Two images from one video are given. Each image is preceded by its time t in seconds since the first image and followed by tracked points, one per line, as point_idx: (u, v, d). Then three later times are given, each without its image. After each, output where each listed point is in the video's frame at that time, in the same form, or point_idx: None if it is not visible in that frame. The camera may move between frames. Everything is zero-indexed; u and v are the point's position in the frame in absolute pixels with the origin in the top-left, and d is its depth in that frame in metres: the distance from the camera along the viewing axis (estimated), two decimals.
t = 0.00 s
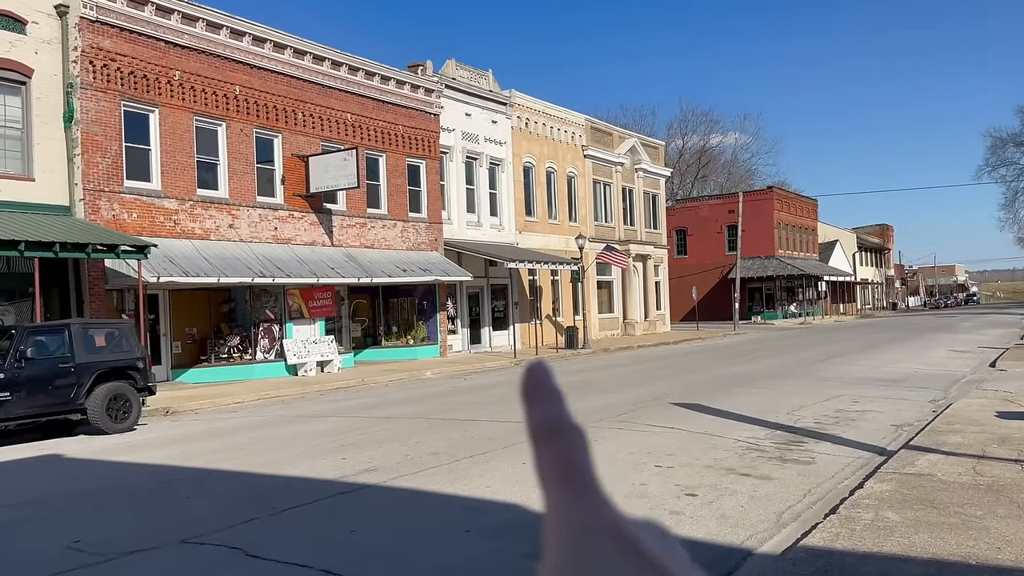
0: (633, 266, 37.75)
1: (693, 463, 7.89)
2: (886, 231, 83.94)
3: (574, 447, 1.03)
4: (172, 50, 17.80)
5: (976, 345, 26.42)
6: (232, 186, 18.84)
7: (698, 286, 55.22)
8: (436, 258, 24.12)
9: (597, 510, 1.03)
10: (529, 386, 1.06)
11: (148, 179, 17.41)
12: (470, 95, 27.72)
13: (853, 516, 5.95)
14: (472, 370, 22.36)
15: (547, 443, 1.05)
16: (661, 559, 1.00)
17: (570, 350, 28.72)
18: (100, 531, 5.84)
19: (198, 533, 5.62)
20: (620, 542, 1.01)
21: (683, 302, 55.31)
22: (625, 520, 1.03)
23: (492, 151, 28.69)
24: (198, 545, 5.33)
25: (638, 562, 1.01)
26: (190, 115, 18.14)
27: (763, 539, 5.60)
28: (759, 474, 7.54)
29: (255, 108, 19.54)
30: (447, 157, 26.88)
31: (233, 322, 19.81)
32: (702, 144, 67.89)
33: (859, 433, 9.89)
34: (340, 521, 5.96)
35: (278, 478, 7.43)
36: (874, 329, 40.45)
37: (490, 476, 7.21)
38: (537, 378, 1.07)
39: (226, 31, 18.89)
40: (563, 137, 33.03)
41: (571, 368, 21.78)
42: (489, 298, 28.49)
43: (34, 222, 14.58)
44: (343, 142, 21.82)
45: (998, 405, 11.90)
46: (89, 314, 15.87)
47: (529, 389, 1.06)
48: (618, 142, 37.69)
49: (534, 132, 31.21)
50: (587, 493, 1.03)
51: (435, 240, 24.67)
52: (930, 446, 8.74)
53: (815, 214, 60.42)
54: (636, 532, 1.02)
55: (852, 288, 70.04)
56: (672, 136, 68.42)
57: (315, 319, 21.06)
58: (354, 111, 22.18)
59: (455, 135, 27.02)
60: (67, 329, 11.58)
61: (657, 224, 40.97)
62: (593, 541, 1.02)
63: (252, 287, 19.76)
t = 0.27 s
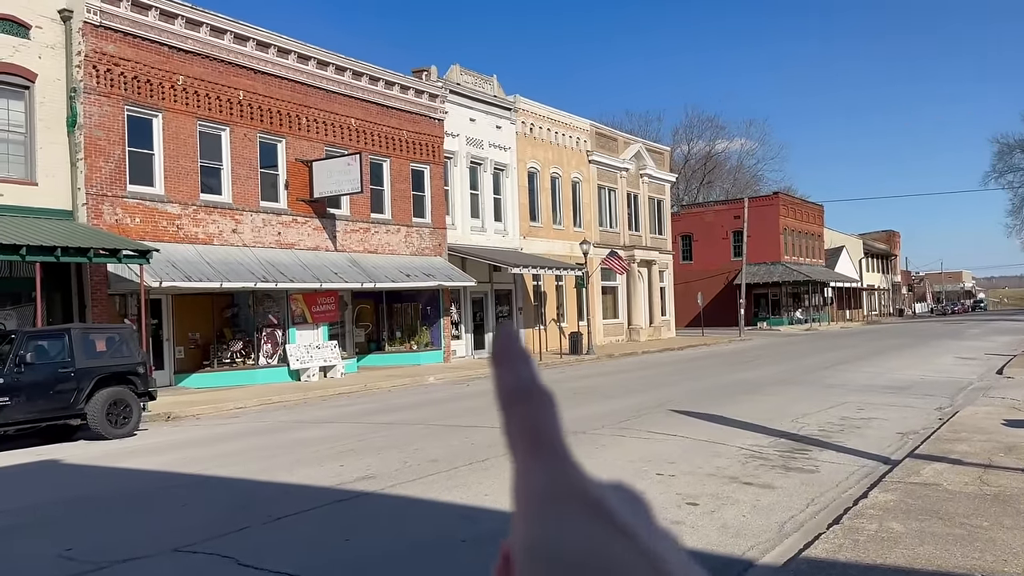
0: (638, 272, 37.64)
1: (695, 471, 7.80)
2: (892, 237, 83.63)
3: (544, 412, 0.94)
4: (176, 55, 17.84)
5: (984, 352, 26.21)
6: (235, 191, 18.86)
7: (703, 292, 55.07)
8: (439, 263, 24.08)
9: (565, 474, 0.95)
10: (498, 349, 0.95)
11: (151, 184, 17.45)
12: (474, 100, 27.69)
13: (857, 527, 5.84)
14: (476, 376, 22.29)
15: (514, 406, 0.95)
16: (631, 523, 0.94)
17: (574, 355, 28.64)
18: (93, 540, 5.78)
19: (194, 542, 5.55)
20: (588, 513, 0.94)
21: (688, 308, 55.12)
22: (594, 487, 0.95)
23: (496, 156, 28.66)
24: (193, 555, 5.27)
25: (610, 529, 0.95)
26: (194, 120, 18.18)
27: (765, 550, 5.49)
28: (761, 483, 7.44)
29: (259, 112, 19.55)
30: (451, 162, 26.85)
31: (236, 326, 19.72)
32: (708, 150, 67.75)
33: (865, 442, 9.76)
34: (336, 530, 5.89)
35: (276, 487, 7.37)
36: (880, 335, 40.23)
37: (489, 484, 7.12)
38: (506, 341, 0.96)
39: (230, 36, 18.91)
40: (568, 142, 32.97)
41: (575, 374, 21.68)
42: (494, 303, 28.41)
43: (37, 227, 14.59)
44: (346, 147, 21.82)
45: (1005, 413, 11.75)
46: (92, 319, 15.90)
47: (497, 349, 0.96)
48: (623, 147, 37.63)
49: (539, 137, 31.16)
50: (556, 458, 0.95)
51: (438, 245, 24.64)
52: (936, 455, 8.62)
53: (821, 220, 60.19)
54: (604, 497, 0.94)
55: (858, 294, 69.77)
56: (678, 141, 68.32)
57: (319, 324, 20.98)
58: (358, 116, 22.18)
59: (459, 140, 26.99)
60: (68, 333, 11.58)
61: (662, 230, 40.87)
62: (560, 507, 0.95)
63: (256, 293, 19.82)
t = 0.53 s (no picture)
0: (638, 276, 37.55)
1: (693, 477, 7.72)
2: (893, 242, 83.51)
3: (545, 465, 1.14)
4: (173, 58, 17.84)
5: (985, 357, 26.08)
6: (233, 195, 18.81)
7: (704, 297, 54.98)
8: (439, 267, 24.00)
9: (556, 516, 1.14)
10: (497, 401, 1.16)
11: (148, 187, 17.42)
12: (474, 104, 27.66)
13: (856, 534, 5.76)
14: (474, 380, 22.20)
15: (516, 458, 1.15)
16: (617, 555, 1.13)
17: (574, 360, 28.54)
18: (82, 546, 5.70)
19: (184, 548, 5.47)
20: (570, 548, 1.11)
21: (688, 312, 55.00)
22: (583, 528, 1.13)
23: (496, 160, 28.61)
24: (183, 561, 5.19)
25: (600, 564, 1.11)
26: (192, 123, 18.17)
27: (761, 557, 5.42)
28: (759, 489, 7.35)
29: (257, 116, 19.53)
30: (450, 166, 26.81)
31: (235, 330, 19.71)
32: (708, 154, 67.70)
33: (865, 447, 9.68)
34: (327, 536, 5.81)
35: (270, 492, 7.29)
36: (880, 340, 40.08)
37: (484, 489, 7.05)
38: (506, 394, 1.17)
39: (229, 39, 18.91)
40: (568, 146, 32.93)
41: (574, 379, 21.57)
42: (493, 308, 28.33)
43: (32, 230, 14.54)
44: (346, 150, 21.79)
45: (1006, 419, 11.65)
46: (89, 322, 15.86)
47: (496, 400, 1.17)
48: (623, 151, 37.59)
49: (539, 141, 31.12)
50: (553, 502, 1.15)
51: (438, 249, 24.58)
52: (936, 461, 8.52)
53: (821, 225, 60.10)
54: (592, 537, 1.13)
55: (859, 298, 69.63)
56: (679, 146, 68.30)
57: (317, 328, 20.84)
58: (358, 120, 22.15)
59: (459, 144, 26.95)
60: (62, 337, 11.49)
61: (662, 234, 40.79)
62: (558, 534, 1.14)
63: (255, 297, 19.74)
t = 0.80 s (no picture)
0: (635, 278, 37.47)
1: (689, 480, 7.61)
2: (891, 244, 83.53)
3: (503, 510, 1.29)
4: (167, 57, 17.75)
5: (983, 359, 26.00)
6: (227, 196, 18.71)
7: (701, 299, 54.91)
8: (435, 269, 23.88)
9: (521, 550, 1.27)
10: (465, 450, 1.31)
11: (142, 187, 17.32)
12: (471, 105, 27.59)
13: (853, 538, 5.66)
14: (470, 382, 22.08)
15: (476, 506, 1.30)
16: None
17: (571, 362, 28.44)
18: (64, 550, 5.60)
19: (168, 553, 5.36)
20: None
21: (686, 315, 54.93)
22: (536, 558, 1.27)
23: (493, 162, 28.53)
24: (166, 567, 5.09)
25: None
26: (186, 123, 18.08)
27: (756, 561, 5.31)
28: (756, 492, 7.25)
29: (252, 116, 19.44)
30: (447, 168, 26.72)
31: (229, 332, 19.54)
32: (706, 157, 67.71)
33: (863, 450, 9.58)
34: (315, 540, 5.71)
35: (259, 496, 7.19)
36: (878, 342, 40.04)
37: (475, 492, 6.95)
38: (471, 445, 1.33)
39: (223, 39, 18.83)
40: (566, 148, 32.87)
41: (571, 381, 21.46)
42: (490, 310, 28.25)
43: (24, 230, 14.44)
44: (341, 151, 21.69)
45: (1005, 421, 11.56)
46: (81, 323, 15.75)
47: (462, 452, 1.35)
48: (621, 153, 37.52)
49: (536, 143, 31.04)
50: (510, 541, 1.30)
51: (434, 250, 24.46)
52: (935, 463, 8.42)
53: (819, 227, 60.09)
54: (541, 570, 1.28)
55: (857, 301, 69.58)
56: (677, 149, 68.32)
57: (312, 329, 20.82)
58: (354, 121, 22.05)
59: (455, 146, 26.86)
60: (52, 338, 11.37)
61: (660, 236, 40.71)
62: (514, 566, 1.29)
63: (249, 299, 19.66)
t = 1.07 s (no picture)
0: (629, 279, 37.39)
1: (681, 482, 7.48)
2: (884, 245, 83.69)
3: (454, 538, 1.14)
4: (156, 55, 17.56)
5: (976, 360, 25.94)
6: (217, 195, 18.54)
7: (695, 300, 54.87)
8: (427, 269, 23.73)
9: None
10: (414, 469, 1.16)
11: (130, 187, 17.13)
12: (464, 105, 27.45)
13: (849, 541, 5.53)
14: (463, 384, 21.92)
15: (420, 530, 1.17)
16: None
17: (564, 363, 28.30)
18: (40, 557, 5.46)
19: (145, 559, 5.22)
20: None
21: (680, 316, 54.85)
22: None
23: (486, 162, 28.40)
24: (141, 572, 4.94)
25: None
26: (175, 122, 17.90)
27: (750, 565, 5.18)
28: (750, 494, 7.12)
29: (242, 115, 19.26)
30: (439, 168, 26.58)
31: (219, 333, 19.34)
32: (700, 158, 67.70)
33: (857, 451, 9.46)
34: (298, 545, 5.57)
35: (242, 499, 7.05)
36: (871, 343, 40.00)
37: (464, 495, 6.81)
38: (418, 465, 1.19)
39: (213, 37, 18.66)
40: (559, 148, 32.76)
41: (564, 382, 21.31)
42: (483, 311, 28.10)
43: (9, 229, 14.25)
44: (333, 151, 21.52)
45: (1000, 422, 11.45)
46: (68, 324, 15.55)
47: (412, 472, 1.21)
48: (614, 154, 37.44)
49: (529, 143, 30.91)
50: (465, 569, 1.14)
51: (427, 251, 24.29)
52: (930, 465, 8.31)
53: (813, 228, 60.11)
54: None
55: (850, 302, 69.64)
56: (670, 150, 68.33)
57: (303, 331, 20.63)
58: (345, 120, 21.88)
59: (448, 146, 26.72)
60: (36, 338, 11.19)
61: (654, 236, 40.62)
62: None
63: (238, 300, 19.49)
